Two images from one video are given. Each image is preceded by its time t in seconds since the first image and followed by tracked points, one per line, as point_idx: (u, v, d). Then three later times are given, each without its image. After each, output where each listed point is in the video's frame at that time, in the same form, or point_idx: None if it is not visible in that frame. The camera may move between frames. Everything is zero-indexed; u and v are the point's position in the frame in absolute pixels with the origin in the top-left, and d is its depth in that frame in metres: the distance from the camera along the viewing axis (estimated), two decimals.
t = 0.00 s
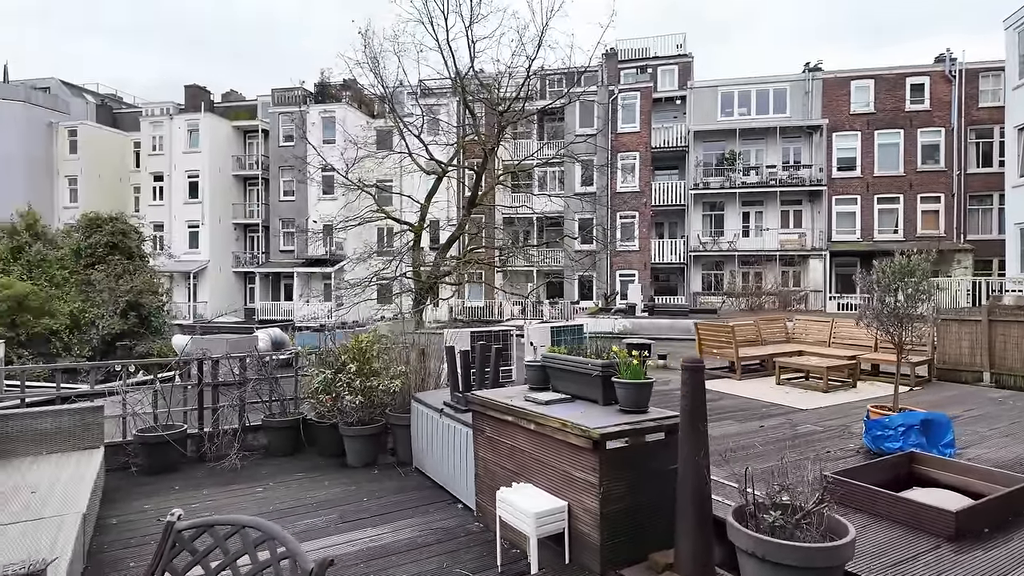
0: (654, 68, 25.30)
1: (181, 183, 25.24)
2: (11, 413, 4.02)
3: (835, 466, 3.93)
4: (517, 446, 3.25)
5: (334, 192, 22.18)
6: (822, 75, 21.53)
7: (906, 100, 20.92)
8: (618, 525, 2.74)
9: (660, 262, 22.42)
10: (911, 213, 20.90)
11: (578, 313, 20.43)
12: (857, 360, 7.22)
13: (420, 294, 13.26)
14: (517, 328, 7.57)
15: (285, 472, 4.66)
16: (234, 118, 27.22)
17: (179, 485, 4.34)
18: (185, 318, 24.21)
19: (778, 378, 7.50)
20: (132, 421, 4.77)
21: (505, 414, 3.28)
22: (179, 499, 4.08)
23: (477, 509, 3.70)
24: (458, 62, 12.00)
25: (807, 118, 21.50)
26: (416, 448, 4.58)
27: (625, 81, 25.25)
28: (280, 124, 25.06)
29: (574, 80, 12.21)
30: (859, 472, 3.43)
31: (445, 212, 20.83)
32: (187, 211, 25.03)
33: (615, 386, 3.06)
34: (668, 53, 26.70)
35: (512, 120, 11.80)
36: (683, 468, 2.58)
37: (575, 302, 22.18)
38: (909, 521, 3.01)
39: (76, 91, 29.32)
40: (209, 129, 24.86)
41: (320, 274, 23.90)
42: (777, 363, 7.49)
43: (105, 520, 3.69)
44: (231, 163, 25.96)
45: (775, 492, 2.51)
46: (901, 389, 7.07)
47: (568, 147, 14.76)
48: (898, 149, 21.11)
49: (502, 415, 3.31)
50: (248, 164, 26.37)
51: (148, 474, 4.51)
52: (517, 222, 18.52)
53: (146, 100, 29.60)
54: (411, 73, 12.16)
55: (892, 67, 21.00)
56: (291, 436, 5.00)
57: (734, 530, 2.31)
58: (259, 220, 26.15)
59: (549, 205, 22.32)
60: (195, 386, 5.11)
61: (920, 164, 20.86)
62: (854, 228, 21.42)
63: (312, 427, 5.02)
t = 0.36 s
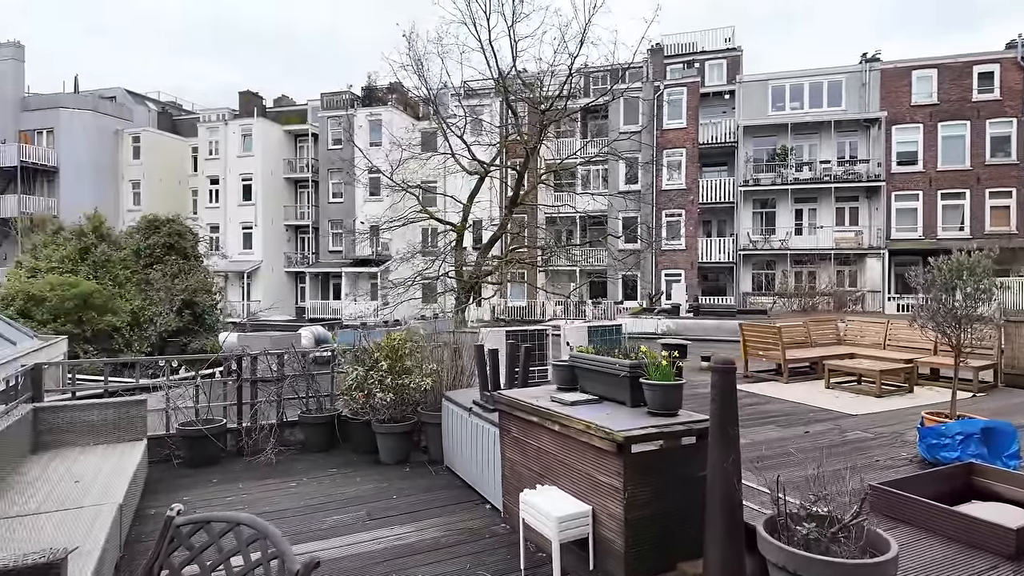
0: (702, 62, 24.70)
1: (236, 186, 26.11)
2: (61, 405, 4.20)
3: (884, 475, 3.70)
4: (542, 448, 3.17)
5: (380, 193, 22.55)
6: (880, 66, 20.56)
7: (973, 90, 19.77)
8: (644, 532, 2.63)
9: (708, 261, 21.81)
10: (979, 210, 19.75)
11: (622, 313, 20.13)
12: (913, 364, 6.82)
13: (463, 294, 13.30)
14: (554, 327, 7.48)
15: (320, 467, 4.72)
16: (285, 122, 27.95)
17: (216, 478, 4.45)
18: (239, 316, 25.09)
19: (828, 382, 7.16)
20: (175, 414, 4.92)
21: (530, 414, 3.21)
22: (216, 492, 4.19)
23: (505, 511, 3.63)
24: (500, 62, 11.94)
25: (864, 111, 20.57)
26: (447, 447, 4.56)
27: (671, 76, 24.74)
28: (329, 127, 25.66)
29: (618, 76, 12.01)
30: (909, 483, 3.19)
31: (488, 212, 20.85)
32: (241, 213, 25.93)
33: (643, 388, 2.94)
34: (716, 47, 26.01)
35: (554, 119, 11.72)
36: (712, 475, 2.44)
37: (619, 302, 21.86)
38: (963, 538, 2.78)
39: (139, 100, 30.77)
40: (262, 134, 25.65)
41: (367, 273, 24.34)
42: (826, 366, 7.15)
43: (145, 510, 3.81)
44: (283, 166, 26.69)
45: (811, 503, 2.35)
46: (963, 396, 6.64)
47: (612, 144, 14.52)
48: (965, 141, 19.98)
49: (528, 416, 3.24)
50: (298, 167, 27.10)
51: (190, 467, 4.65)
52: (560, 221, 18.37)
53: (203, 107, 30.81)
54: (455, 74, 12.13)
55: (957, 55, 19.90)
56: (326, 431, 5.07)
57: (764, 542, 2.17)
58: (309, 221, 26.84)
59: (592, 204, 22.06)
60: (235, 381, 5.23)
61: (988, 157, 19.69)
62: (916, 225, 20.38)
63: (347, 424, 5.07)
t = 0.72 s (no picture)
0: (758, 53, 23.86)
1: (294, 189, 26.94)
2: (107, 398, 4.34)
3: (952, 490, 3.36)
4: (570, 450, 3.03)
5: (430, 193, 22.78)
6: (954, 51, 19.37)
7: None
8: (673, 545, 2.45)
9: (767, 259, 20.92)
10: None
11: (674, 312, 19.61)
12: (988, 367, 6.28)
13: (511, 293, 13.19)
14: (597, 326, 7.28)
15: (354, 463, 4.71)
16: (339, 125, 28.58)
17: (253, 473, 4.50)
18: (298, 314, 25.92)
19: (891, 386, 6.68)
20: (216, 408, 5.03)
21: (557, 415, 3.07)
22: (252, 486, 4.23)
23: (534, 515, 3.50)
24: (549, 59, 11.75)
25: (936, 100, 19.33)
26: (480, 447, 4.47)
27: (727, 69, 23.96)
28: (381, 130, 26.12)
29: (670, 69, 11.63)
30: (977, 500, 2.87)
31: (536, 210, 20.69)
32: (299, 215, 26.74)
33: (676, 389, 2.75)
34: (774, 37, 25.04)
35: (603, 115, 11.49)
36: (747, 486, 2.24)
37: (671, 302, 21.31)
38: None
39: (204, 106, 32.13)
40: (317, 137, 26.33)
41: (418, 273, 24.64)
42: (890, 369, 6.67)
43: (182, 502, 3.87)
44: (338, 169, 27.31)
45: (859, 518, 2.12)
46: None
47: (664, 140, 14.09)
48: None
49: (554, 416, 3.10)
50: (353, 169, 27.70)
51: (229, 460, 4.72)
52: (610, 219, 18.05)
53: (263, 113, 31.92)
54: (502, 73, 11.96)
55: None
56: (362, 428, 5.07)
57: (803, 562, 1.96)
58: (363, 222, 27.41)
59: (643, 201, 21.58)
60: (274, 377, 5.30)
61: None
62: (995, 220, 19.03)
63: (382, 421, 5.05)
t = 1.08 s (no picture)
0: (821, 43, 22.84)
1: (350, 192, 27.58)
2: (155, 395, 4.50)
3: None
4: (601, 459, 2.88)
5: (481, 194, 22.85)
6: None
7: None
8: (708, 564, 2.28)
9: (831, 258, 19.97)
10: None
11: (729, 313, 18.95)
12: None
13: (560, 293, 12.99)
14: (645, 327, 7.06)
15: (392, 464, 4.70)
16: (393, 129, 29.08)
17: (292, 470, 4.55)
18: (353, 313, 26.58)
19: (964, 395, 6.18)
20: (259, 405, 5.13)
21: (588, 422, 2.93)
22: (289, 484, 4.27)
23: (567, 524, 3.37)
24: (599, 56, 11.50)
25: (1020, 86, 18.19)
26: (516, 451, 4.37)
27: (787, 60, 23.01)
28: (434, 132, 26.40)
29: (725, 63, 11.21)
30: None
31: (587, 209, 20.42)
32: (355, 217, 27.37)
33: (714, 398, 2.57)
34: (838, 26, 23.90)
35: (655, 111, 11.18)
36: (788, 506, 2.04)
37: (727, 303, 20.61)
38: None
39: (266, 113, 33.34)
40: (372, 141, 26.86)
41: (468, 273, 24.76)
42: (963, 376, 6.17)
43: (221, 497, 3.95)
44: (392, 172, 27.76)
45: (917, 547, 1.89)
46: None
47: (720, 135, 13.60)
48: None
49: (586, 423, 2.97)
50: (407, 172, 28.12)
51: (272, 458, 4.79)
52: (663, 218, 17.59)
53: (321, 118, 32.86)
54: (552, 72, 11.79)
55: None
56: (400, 429, 5.05)
57: None
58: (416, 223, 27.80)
59: (698, 198, 20.96)
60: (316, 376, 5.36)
61: None
62: None
63: (420, 423, 5.02)
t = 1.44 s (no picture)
0: (907, 28, 21.39)
1: (417, 195, 28.14)
2: (226, 392, 4.69)
3: None
4: (656, 471, 2.76)
5: (544, 195, 22.80)
6: None
7: None
8: None
9: (918, 258, 18.66)
10: None
11: (805, 316, 18.02)
12: None
13: (624, 294, 12.70)
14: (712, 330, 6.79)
15: (447, 466, 4.71)
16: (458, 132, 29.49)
17: (352, 468, 4.64)
18: (419, 313, 27.17)
19: None
20: (322, 403, 5.27)
21: (643, 432, 2.82)
22: (348, 482, 4.35)
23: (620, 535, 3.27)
24: (665, 51, 11.16)
25: None
26: (571, 457, 4.28)
27: (869, 48, 21.68)
28: (498, 134, 26.51)
29: (800, 55, 10.63)
30: None
31: (653, 209, 19.97)
32: (421, 219, 27.93)
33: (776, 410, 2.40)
34: (927, 9, 22.29)
35: (725, 106, 10.76)
36: (858, 530, 1.86)
37: (803, 305, 19.59)
38: None
39: (338, 120, 34.58)
40: (438, 145, 27.33)
41: (532, 274, 24.74)
42: None
43: (284, 493, 4.08)
44: (457, 174, 28.13)
45: None
46: None
47: (796, 129, 12.93)
48: None
49: (640, 433, 2.85)
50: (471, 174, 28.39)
51: (333, 455, 4.91)
52: (733, 216, 16.95)
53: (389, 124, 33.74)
54: (616, 70, 11.59)
55: None
56: (457, 430, 5.07)
57: None
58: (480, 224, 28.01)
59: (771, 196, 20.06)
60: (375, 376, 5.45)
61: None
62: None
63: (477, 425, 5.02)
